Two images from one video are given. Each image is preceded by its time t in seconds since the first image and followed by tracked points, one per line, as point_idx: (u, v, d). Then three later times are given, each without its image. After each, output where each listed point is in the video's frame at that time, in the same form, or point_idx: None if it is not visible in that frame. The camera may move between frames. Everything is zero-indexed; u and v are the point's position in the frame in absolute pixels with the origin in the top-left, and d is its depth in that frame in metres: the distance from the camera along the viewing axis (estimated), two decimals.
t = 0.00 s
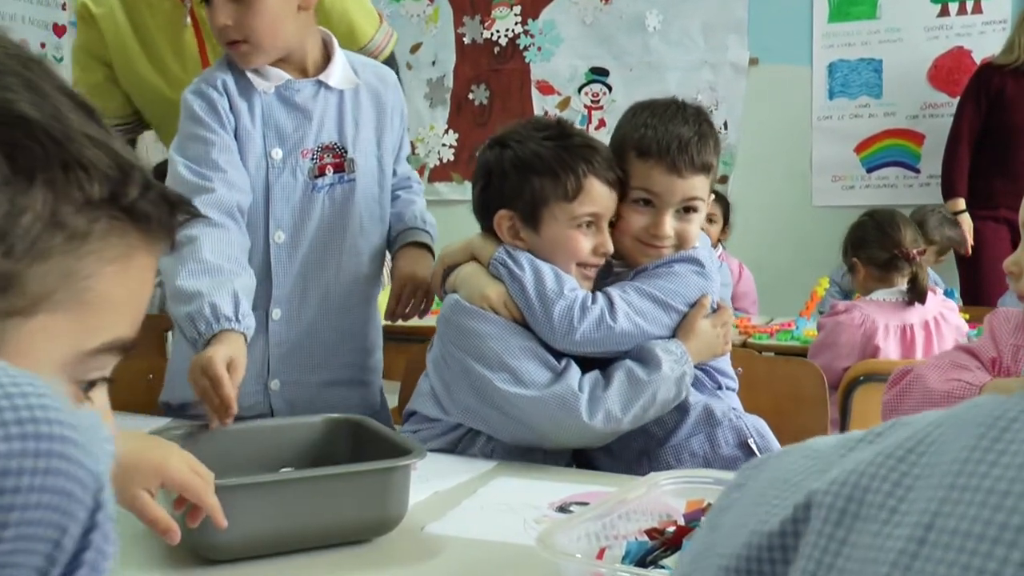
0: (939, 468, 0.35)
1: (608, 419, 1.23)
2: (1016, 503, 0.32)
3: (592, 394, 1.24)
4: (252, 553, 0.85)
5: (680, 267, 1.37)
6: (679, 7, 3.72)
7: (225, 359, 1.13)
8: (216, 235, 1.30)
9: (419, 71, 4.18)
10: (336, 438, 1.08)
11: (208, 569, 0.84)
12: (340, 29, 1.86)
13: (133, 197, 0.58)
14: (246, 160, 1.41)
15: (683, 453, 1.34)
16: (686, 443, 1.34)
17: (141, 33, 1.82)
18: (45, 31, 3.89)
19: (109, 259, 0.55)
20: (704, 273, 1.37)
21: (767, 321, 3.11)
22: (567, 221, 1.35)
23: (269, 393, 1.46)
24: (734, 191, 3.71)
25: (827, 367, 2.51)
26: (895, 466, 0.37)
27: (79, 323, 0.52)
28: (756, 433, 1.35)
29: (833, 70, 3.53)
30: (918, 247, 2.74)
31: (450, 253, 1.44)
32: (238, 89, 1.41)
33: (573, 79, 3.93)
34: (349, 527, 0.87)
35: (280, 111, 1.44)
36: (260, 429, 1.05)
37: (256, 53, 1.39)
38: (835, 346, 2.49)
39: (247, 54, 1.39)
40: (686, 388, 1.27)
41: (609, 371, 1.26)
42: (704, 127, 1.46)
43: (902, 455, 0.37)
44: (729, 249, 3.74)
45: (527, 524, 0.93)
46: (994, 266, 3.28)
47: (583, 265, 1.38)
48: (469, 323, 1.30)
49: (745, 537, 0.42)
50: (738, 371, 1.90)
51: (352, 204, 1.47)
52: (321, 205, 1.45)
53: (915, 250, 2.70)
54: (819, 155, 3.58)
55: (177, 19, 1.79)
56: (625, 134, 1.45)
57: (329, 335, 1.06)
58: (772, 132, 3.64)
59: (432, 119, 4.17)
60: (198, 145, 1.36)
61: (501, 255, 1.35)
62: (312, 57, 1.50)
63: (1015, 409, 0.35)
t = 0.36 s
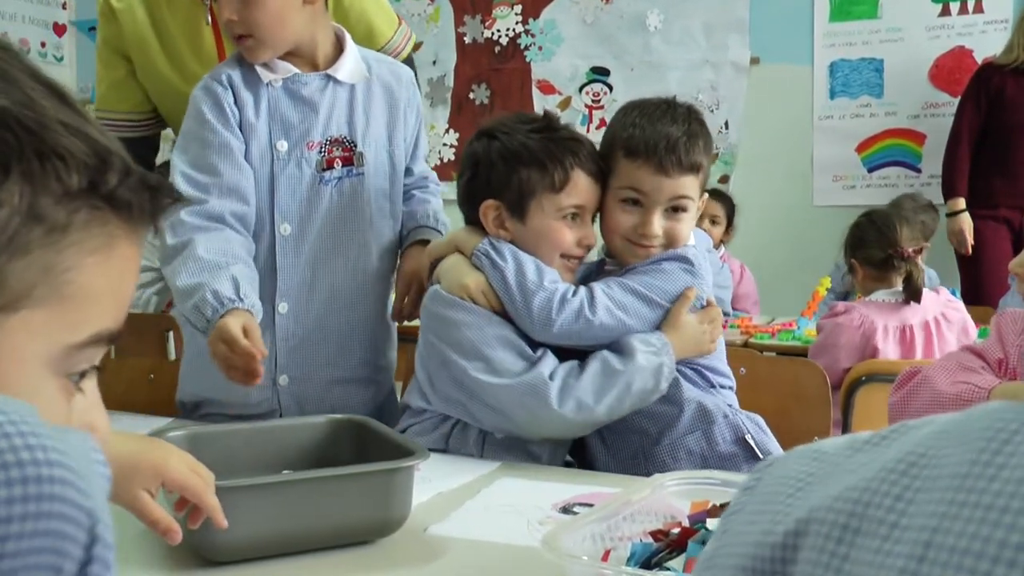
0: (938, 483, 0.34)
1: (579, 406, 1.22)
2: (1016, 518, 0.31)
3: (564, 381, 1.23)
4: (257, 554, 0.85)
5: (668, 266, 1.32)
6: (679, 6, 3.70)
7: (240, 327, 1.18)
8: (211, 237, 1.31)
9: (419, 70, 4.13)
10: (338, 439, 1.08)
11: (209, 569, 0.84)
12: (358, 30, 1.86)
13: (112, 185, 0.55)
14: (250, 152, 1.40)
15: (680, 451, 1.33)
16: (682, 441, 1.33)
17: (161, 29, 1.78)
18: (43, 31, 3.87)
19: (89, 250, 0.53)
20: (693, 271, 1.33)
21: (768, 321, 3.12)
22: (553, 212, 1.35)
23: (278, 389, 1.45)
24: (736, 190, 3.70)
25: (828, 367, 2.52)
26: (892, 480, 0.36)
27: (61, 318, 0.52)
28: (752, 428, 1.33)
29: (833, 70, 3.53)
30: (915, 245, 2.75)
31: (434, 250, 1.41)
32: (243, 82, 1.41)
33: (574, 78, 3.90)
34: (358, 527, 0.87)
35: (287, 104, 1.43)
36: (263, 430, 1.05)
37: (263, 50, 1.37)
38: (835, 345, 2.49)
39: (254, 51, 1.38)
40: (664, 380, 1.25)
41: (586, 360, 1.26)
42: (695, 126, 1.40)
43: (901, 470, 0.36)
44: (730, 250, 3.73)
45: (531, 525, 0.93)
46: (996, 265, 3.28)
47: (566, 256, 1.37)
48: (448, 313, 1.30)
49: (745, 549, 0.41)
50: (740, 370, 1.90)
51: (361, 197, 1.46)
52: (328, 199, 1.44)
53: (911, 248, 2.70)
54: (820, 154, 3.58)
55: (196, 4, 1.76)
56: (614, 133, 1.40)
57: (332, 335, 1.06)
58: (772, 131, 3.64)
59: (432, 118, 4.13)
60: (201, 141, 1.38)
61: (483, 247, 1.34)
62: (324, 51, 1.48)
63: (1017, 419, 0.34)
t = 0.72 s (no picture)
0: (980, 471, 0.34)
1: (523, 393, 1.17)
2: None
3: (509, 369, 1.19)
4: (262, 555, 0.84)
5: (652, 263, 1.31)
6: (680, 6, 3.69)
7: (268, 310, 1.30)
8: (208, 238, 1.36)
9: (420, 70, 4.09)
10: (340, 440, 1.07)
11: (214, 570, 0.84)
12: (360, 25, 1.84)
13: (118, 173, 0.55)
14: (244, 141, 1.41)
15: (671, 451, 1.31)
16: (673, 439, 1.31)
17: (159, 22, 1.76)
18: (42, 29, 3.85)
19: (97, 238, 0.53)
20: (679, 270, 1.31)
21: (769, 321, 3.11)
22: (539, 203, 1.33)
23: (273, 385, 1.45)
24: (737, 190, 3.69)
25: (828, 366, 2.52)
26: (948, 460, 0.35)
27: (73, 305, 0.52)
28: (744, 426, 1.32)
29: (833, 70, 3.53)
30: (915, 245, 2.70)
31: (417, 247, 1.39)
32: (246, 73, 1.42)
33: (575, 78, 3.88)
34: (363, 527, 0.87)
35: (289, 95, 1.42)
36: (265, 430, 1.05)
37: (271, 38, 1.38)
38: (834, 345, 2.49)
39: (263, 40, 1.38)
40: (616, 356, 1.19)
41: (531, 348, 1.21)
42: (677, 124, 1.36)
43: (950, 453, 0.36)
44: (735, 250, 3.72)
45: (534, 526, 0.92)
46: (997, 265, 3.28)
47: (550, 248, 1.36)
48: (418, 309, 1.28)
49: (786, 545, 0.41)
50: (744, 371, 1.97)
51: (361, 189, 1.45)
52: (326, 190, 1.44)
53: (909, 249, 2.67)
54: (821, 154, 3.58)
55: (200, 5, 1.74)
56: (597, 133, 1.37)
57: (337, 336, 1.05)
58: (773, 130, 3.64)
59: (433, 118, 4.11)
60: (199, 135, 1.40)
61: (469, 243, 1.31)
62: (334, 44, 1.47)
63: None
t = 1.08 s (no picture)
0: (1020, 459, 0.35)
1: (482, 398, 1.15)
2: None
3: (470, 374, 1.17)
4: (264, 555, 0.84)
5: (638, 263, 1.31)
6: (681, 5, 3.69)
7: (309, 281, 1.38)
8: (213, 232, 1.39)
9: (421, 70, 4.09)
10: (343, 440, 1.07)
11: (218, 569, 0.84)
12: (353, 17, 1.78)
13: (126, 168, 0.58)
14: (238, 133, 1.43)
15: (661, 446, 1.30)
16: (663, 436, 1.29)
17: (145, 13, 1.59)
18: (45, 30, 3.86)
19: (106, 229, 0.56)
20: (665, 269, 1.31)
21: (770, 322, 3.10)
22: (519, 200, 1.34)
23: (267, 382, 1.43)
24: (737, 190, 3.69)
25: (828, 363, 2.53)
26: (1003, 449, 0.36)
27: (91, 293, 0.54)
28: (734, 421, 1.30)
29: (834, 71, 3.52)
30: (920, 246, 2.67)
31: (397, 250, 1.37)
32: (246, 69, 1.45)
33: (575, 78, 3.88)
34: (367, 528, 0.87)
35: (286, 90, 1.43)
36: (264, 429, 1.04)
37: (285, 33, 1.39)
38: (835, 343, 2.50)
39: (277, 35, 1.39)
40: (574, 350, 1.18)
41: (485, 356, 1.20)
42: (669, 123, 1.36)
43: (1001, 445, 0.36)
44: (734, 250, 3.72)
45: (537, 527, 0.92)
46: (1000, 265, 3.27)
47: (531, 245, 1.36)
48: (392, 313, 1.26)
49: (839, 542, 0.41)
50: (743, 371, 2.09)
51: (355, 188, 1.42)
52: (315, 184, 1.41)
53: (913, 249, 2.65)
54: (821, 155, 3.58)
55: None
56: (588, 132, 1.38)
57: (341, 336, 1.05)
58: (773, 130, 3.63)
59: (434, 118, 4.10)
60: (197, 126, 1.44)
61: (451, 247, 1.31)
62: (340, 42, 1.47)
63: None
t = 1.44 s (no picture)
0: None
1: (473, 411, 1.16)
2: None
3: (462, 388, 1.18)
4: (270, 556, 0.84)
5: (639, 264, 1.30)
6: (682, 5, 3.68)
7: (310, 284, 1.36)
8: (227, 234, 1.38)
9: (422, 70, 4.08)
10: (344, 441, 1.07)
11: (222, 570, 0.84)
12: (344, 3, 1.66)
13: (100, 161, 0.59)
14: (239, 132, 1.43)
15: (661, 445, 1.29)
16: (662, 435, 1.28)
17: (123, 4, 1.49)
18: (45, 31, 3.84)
19: (96, 215, 0.58)
20: (666, 269, 1.31)
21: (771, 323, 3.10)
22: (501, 198, 1.34)
23: (265, 383, 1.42)
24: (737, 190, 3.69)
25: (831, 362, 2.53)
26: None
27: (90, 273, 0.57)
28: (734, 422, 1.29)
29: (836, 72, 3.52)
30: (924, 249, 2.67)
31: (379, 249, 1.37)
32: (248, 68, 1.44)
33: (576, 78, 3.87)
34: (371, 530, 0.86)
35: (288, 90, 1.42)
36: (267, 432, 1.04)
37: (292, 36, 1.38)
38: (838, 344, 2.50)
39: (285, 37, 1.38)
40: (568, 369, 1.18)
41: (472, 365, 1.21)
42: (699, 123, 1.38)
43: None
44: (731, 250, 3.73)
45: (540, 529, 0.92)
46: (1003, 267, 3.26)
47: (516, 244, 1.36)
48: (378, 318, 1.27)
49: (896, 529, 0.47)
50: (744, 372, 2.09)
51: (353, 186, 1.42)
52: (315, 182, 1.41)
53: (918, 251, 2.65)
54: (822, 155, 3.57)
55: None
56: (618, 122, 1.40)
57: (342, 337, 1.05)
58: (773, 130, 3.63)
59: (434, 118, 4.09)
60: (197, 125, 1.44)
61: (444, 259, 1.30)
62: (341, 42, 1.46)
63: None
